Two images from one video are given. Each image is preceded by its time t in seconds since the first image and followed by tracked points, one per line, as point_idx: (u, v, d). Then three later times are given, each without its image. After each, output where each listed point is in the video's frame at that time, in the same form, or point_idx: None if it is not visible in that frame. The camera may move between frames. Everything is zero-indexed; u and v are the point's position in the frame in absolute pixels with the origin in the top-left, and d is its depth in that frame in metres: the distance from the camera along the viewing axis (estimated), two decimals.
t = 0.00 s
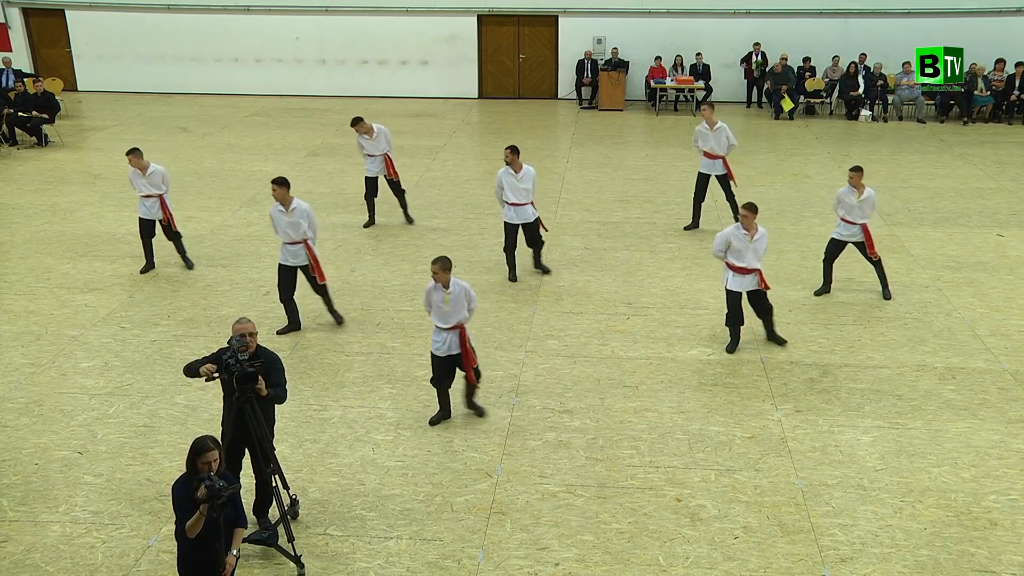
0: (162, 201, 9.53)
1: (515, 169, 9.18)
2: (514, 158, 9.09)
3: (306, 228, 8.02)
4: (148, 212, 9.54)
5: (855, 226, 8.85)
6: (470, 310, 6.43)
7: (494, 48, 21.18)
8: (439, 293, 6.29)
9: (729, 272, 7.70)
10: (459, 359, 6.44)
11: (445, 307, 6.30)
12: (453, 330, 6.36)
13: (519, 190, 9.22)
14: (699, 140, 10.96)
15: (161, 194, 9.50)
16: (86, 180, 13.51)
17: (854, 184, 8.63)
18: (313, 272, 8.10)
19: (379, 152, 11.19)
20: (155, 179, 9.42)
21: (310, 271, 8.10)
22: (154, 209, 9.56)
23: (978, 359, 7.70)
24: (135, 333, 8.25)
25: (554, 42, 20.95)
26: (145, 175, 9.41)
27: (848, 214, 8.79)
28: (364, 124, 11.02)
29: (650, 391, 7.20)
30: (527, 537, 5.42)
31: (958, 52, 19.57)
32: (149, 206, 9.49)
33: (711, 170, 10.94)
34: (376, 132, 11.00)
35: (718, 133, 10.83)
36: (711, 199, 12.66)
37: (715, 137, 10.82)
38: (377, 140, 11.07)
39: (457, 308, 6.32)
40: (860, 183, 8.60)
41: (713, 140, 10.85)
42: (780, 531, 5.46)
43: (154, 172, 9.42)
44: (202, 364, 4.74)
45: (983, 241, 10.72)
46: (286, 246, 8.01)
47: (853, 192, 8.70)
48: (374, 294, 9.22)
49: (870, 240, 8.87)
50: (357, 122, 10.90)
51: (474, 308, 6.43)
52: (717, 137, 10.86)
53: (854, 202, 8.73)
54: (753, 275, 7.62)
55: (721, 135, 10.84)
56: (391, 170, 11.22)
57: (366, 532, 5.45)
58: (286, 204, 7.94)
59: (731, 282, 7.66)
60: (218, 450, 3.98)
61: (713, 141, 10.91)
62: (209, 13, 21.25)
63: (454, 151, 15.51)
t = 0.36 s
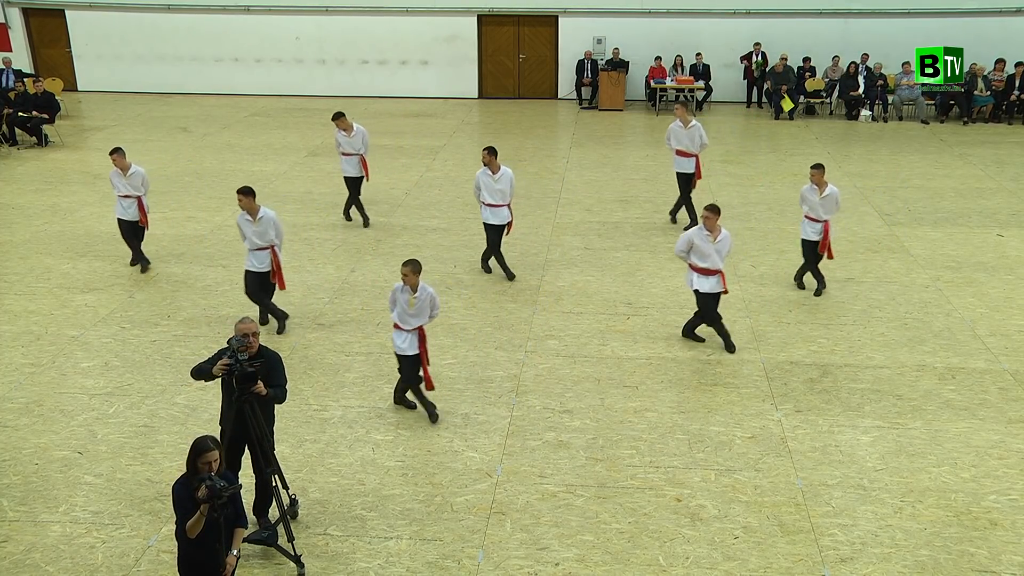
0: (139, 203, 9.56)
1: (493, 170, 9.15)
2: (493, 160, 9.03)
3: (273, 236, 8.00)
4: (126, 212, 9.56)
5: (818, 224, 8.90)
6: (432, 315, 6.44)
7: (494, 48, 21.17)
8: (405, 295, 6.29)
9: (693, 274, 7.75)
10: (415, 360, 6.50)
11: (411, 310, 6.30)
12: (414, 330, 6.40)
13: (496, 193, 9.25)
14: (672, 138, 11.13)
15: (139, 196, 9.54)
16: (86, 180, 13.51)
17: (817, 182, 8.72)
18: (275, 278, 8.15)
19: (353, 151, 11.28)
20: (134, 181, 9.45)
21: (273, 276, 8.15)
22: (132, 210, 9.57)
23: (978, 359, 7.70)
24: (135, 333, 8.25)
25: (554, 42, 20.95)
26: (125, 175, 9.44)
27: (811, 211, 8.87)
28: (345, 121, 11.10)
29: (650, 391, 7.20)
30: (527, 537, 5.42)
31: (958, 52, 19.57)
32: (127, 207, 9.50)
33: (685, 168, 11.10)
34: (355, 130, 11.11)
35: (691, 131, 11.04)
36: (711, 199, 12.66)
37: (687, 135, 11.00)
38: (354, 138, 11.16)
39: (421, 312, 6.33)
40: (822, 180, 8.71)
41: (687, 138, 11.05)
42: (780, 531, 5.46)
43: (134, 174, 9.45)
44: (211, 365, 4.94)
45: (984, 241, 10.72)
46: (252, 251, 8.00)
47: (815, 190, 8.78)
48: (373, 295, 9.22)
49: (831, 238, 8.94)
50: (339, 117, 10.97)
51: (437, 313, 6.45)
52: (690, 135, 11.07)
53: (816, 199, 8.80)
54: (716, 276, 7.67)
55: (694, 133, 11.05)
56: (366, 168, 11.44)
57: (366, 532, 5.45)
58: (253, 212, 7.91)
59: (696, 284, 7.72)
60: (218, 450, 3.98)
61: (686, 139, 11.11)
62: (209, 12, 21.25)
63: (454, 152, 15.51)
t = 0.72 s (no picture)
0: (119, 200, 9.61)
1: (470, 166, 9.35)
2: (469, 155, 9.23)
3: (235, 227, 8.14)
4: (103, 209, 9.60)
5: (785, 219, 8.99)
6: (396, 308, 6.51)
7: (494, 48, 21.18)
8: (366, 287, 6.40)
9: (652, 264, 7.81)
10: (378, 352, 6.58)
11: (372, 302, 6.41)
12: (375, 324, 6.46)
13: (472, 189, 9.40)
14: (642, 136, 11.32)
15: (119, 193, 9.59)
16: (86, 180, 13.51)
17: (783, 177, 8.78)
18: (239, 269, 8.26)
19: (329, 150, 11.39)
20: (116, 177, 9.51)
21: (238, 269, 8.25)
22: (111, 207, 9.63)
23: (978, 359, 7.70)
24: (135, 333, 8.25)
25: (554, 42, 20.95)
26: (105, 172, 9.49)
27: (778, 208, 8.96)
28: (321, 118, 11.19)
29: (650, 391, 7.20)
30: (527, 537, 5.42)
31: (958, 52, 19.57)
32: (106, 204, 9.56)
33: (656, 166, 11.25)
34: (331, 128, 11.21)
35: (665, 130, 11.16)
36: (711, 199, 12.66)
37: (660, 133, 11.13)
38: (330, 137, 11.26)
39: (383, 303, 6.41)
40: (788, 176, 8.76)
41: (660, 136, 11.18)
42: (780, 531, 5.46)
43: (115, 171, 9.51)
44: (212, 367, 4.96)
45: (983, 241, 10.72)
46: (213, 243, 8.15)
47: (782, 185, 8.86)
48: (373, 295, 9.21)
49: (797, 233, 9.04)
50: (314, 116, 11.03)
51: (401, 306, 6.53)
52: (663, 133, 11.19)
53: (784, 194, 8.88)
54: (677, 268, 7.71)
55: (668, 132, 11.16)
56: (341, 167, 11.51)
57: (366, 532, 5.45)
58: (215, 204, 8.04)
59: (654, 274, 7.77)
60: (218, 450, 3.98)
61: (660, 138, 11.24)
62: (209, 13, 21.25)
63: (453, 152, 15.52)
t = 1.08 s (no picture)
0: (102, 194, 9.70)
1: (444, 169, 9.37)
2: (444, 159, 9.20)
3: (203, 218, 8.19)
4: (88, 207, 9.62)
5: (751, 214, 8.98)
6: (361, 305, 6.49)
7: (494, 48, 21.18)
8: (330, 288, 6.39)
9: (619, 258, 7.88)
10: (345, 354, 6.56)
11: (337, 302, 6.40)
12: (346, 324, 6.46)
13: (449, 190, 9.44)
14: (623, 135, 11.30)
15: (102, 187, 9.69)
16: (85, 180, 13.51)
17: (746, 173, 8.81)
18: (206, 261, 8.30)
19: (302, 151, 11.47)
20: (95, 172, 9.62)
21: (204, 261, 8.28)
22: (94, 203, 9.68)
23: (978, 359, 7.70)
24: (135, 333, 8.25)
25: (554, 42, 20.94)
26: (83, 170, 9.55)
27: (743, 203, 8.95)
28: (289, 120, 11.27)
29: (650, 391, 7.20)
30: (527, 537, 5.42)
31: (958, 52, 19.57)
32: (90, 200, 9.62)
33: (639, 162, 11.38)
34: (298, 130, 11.28)
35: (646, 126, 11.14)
36: (711, 199, 12.66)
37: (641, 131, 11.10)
38: (299, 139, 11.34)
39: (348, 302, 6.39)
40: (750, 172, 8.78)
41: (641, 132, 11.16)
42: (780, 531, 5.46)
43: (93, 166, 9.60)
44: (213, 368, 4.98)
45: (983, 241, 10.71)
46: (182, 235, 8.15)
47: (745, 181, 8.90)
48: (373, 294, 9.22)
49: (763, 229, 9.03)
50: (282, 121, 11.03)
51: (367, 303, 6.51)
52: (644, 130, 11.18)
53: (747, 190, 8.90)
54: (642, 261, 7.78)
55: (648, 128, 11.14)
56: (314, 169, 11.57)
57: (366, 532, 5.45)
58: (184, 195, 8.08)
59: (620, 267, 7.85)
60: (219, 451, 3.99)
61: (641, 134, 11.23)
62: (209, 13, 21.25)
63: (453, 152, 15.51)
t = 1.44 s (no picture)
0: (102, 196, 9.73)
1: (439, 169, 9.38)
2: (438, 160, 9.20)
3: (200, 229, 8.24)
4: (89, 208, 9.62)
5: (743, 213, 8.98)
6: (360, 308, 6.51)
7: (494, 48, 21.17)
8: (327, 291, 6.34)
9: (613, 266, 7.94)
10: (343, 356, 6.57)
11: (335, 305, 6.38)
12: (345, 326, 6.47)
13: (443, 190, 9.47)
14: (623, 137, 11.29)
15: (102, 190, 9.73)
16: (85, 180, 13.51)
17: (736, 173, 8.80)
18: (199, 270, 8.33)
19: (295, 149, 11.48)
20: (96, 175, 9.65)
21: (195, 270, 8.30)
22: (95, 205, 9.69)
23: (978, 359, 7.70)
24: (135, 333, 8.24)
25: (554, 42, 20.94)
26: (85, 172, 9.57)
27: (736, 203, 8.93)
28: (284, 116, 11.28)
29: (650, 391, 7.20)
30: (527, 537, 5.42)
31: (958, 52, 19.57)
32: (91, 203, 9.62)
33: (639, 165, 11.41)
34: (292, 126, 11.30)
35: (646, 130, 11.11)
36: (711, 199, 12.66)
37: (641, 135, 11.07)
38: (293, 135, 11.36)
39: (345, 305, 6.39)
40: (741, 171, 8.77)
41: (641, 136, 11.15)
42: (780, 531, 5.46)
43: (95, 169, 9.63)
44: (213, 368, 4.98)
45: (983, 241, 10.71)
46: (176, 245, 8.19)
47: (735, 181, 8.86)
48: (374, 294, 9.22)
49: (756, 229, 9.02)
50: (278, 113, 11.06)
51: (364, 305, 6.52)
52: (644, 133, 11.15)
53: (738, 190, 8.88)
54: (633, 272, 7.86)
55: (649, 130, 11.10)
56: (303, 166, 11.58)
57: (366, 532, 5.45)
58: (181, 205, 8.09)
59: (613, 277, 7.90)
60: (220, 451, 3.98)
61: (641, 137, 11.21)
62: (210, 12, 21.25)
63: (453, 152, 15.51)
